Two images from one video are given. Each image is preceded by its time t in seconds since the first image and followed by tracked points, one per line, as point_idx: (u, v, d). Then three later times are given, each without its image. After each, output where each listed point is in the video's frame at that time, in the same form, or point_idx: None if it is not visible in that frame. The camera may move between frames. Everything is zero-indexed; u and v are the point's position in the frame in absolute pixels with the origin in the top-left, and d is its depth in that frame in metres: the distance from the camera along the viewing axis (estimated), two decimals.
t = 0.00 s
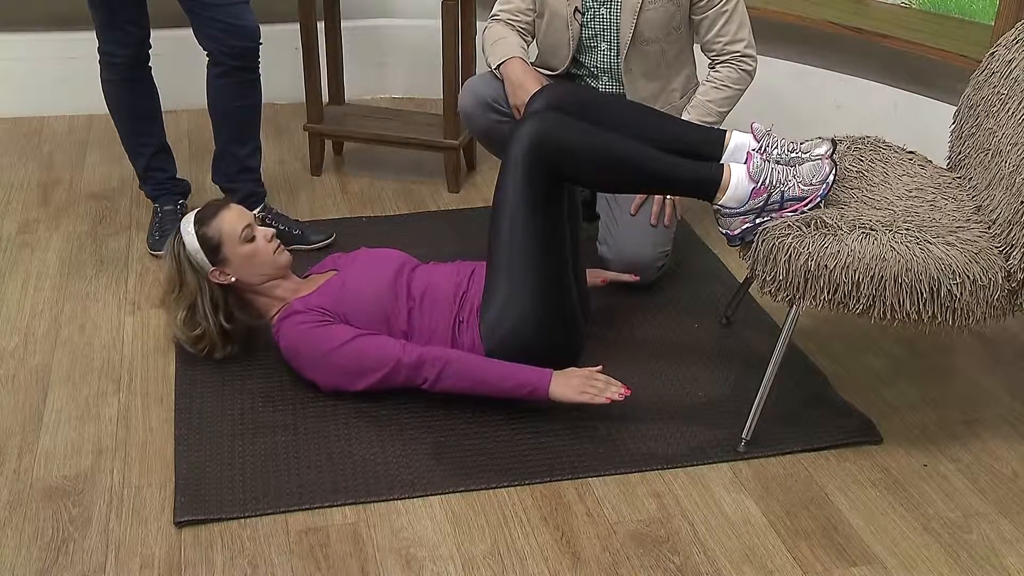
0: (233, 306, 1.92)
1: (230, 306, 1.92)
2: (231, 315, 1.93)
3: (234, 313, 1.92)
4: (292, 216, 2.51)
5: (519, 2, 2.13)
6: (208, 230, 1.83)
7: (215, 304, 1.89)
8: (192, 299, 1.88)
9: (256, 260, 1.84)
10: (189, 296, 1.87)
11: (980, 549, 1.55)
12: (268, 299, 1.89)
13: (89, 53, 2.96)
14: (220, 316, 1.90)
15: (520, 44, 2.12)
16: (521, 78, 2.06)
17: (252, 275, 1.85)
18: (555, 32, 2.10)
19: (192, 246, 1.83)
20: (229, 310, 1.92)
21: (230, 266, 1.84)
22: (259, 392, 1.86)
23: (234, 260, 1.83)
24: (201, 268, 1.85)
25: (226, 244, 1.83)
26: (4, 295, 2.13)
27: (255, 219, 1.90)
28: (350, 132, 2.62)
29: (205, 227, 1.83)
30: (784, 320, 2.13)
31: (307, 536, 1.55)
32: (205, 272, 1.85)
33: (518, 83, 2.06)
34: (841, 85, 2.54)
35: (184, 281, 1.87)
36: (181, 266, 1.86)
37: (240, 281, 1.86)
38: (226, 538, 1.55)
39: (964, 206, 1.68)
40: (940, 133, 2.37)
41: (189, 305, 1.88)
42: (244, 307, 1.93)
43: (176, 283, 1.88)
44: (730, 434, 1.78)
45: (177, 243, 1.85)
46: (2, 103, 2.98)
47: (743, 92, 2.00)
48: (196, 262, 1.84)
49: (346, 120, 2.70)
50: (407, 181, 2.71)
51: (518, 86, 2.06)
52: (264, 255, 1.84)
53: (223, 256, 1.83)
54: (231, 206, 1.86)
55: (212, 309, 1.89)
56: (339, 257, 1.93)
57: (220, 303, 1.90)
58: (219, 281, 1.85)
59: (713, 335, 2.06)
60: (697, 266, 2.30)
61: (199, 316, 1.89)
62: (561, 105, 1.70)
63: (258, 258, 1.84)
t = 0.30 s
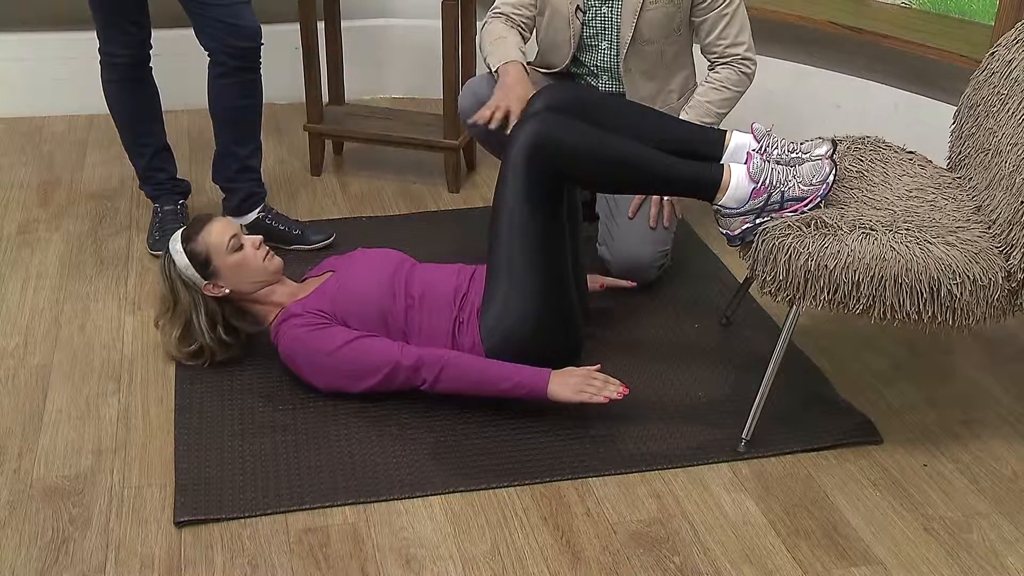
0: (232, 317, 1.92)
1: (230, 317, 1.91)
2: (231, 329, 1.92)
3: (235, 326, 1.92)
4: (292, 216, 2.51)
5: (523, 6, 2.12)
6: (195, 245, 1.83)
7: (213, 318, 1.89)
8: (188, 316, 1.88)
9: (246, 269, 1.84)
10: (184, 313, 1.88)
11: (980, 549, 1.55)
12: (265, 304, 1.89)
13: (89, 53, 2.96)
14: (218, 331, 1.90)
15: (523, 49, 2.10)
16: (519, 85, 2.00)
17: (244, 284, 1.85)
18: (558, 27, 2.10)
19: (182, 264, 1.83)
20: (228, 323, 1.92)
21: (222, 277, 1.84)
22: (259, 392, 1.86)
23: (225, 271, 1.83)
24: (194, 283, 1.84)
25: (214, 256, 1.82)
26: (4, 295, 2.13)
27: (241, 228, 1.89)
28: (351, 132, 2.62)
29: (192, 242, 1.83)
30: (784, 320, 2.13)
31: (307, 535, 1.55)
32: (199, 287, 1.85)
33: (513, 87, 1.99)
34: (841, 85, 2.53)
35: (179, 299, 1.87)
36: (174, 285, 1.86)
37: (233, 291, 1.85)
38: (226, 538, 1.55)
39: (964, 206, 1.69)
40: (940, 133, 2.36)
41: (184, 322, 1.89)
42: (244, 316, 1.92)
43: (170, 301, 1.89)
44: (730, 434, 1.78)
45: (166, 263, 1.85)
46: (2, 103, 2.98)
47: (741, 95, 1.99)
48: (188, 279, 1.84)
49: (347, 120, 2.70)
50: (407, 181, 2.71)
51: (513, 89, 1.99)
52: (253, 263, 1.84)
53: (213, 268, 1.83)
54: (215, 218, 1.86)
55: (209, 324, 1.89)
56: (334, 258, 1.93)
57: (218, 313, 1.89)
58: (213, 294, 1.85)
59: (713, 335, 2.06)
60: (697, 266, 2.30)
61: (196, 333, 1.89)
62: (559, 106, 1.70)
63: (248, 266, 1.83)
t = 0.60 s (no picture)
0: (234, 328, 1.91)
1: (231, 327, 1.91)
2: (233, 339, 1.92)
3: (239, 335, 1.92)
4: (292, 216, 2.51)
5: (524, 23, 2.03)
6: (183, 260, 1.83)
7: (213, 332, 1.89)
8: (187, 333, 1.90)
9: (236, 277, 1.84)
10: (182, 330, 1.90)
11: (980, 549, 1.55)
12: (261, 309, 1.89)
13: (89, 53, 2.96)
14: (219, 344, 1.90)
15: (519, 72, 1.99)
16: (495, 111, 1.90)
17: (238, 292, 1.85)
18: (561, 18, 2.08)
19: (173, 282, 1.83)
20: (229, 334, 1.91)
21: (215, 288, 1.84)
22: (259, 392, 1.86)
23: (216, 282, 1.84)
24: (188, 299, 1.85)
25: (203, 268, 1.83)
26: (4, 295, 2.13)
27: (227, 238, 1.89)
28: (351, 132, 2.62)
29: (179, 258, 1.84)
30: (784, 320, 2.13)
31: (306, 535, 1.55)
32: (194, 302, 1.85)
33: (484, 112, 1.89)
34: (842, 85, 2.53)
35: (176, 317, 1.89)
36: (170, 304, 1.87)
37: (228, 301, 1.86)
38: (226, 538, 1.55)
39: (963, 206, 1.68)
40: (941, 132, 2.36)
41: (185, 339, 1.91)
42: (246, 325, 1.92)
43: (168, 320, 1.90)
44: (730, 434, 1.78)
45: (159, 286, 1.86)
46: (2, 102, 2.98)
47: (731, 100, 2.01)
48: (182, 296, 1.85)
49: (347, 120, 2.70)
50: (407, 181, 2.71)
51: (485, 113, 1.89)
52: (243, 270, 1.84)
53: (204, 281, 1.84)
54: (200, 231, 1.86)
55: (209, 338, 1.89)
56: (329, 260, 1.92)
57: (218, 324, 1.89)
58: (209, 306, 1.86)
59: (713, 335, 2.06)
60: (696, 266, 2.30)
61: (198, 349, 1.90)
62: (558, 107, 1.70)
63: (239, 274, 1.84)
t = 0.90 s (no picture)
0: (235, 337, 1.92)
1: (231, 335, 1.91)
2: (235, 347, 1.92)
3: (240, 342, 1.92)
4: (292, 216, 2.51)
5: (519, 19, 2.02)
6: (174, 276, 1.84)
7: (214, 342, 1.89)
8: (187, 347, 1.89)
9: (228, 285, 1.85)
10: (182, 345, 1.90)
11: (980, 549, 1.55)
12: (259, 314, 1.89)
13: (89, 53, 2.96)
14: (221, 354, 1.90)
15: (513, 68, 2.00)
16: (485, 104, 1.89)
17: (232, 299, 1.86)
18: (554, 15, 2.08)
19: (168, 299, 1.84)
20: (230, 343, 1.91)
21: (210, 297, 1.85)
22: (259, 392, 1.85)
23: (210, 291, 1.85)
24: (186, 313, 1.86)
25: (196, 280, 1.84)
26: (4, 295, 2.13)
27: (215, 247, 1.91)
28: (351, 132, 2.62)
29: (170, 274, 1.85)
30: (784, 320, 2.13)
31: (306, 535, 1.55)
32: (192, 316, 1.86)
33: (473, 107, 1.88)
34: (841, 85, 2.53)
35: (176, 333, 1.89)
36: (168, 322, 1.88)
37: (226, 309, 1.87)
38: (226, 538, 1.55)
39: (963, 206, 1.68)
40: (941, 133, 2.36)
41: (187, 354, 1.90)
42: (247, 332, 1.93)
43: (166, 336, 1.90)
44: (730, 434, 1.78)
45: (156, 306, 1.87)
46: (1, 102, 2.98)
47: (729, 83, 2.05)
48: (178, 312, 1.86)
49: (346, 120, 2.69)
50: (407, 181, 2.71)
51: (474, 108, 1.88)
52: (235, 276, 1.85)
53: (198, 292, 1.85)
54: (188, 245, 1.88)
55: (211, 349, 1.89)
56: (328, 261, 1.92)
57: (219, 334, 1.89)
58: (209, 317, 1.86)
59: (713, 335, 2.06)
60: (696, 266, 2.30)
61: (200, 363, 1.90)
62: (558, 107, 1.70)
63: (231, 281, 1.85)
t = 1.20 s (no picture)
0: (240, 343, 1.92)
1: (234, 341, 1.91)
2: (240, 353, 1.92)
3: (242, 348, 1.92)
4: (292, 216, 2.51)
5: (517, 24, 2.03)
6: (168, 292, 1.84)
7: (218, 350, 1.89)
8: (190, 356, 1.89)
9: (221, 292, 1.84)
10: (184, 355, 1.90)
11: (979, 549, 1.55)
12: (258, 317, 1.89)
13: (89, 53, 2.96)
14: (227, 360, 1.89)
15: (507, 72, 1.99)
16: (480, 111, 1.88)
17: (229, 306, 1.86)
18: (553, 19, 2.08)
19: (167, 315, 1.85)
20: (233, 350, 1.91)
21: (207, 307, 1.85)
22: (259, 392, 1.85)
23: (205, 301, 1.84)
24: (187, 326, 1.86)
25: (189, 292, 1.84)
26: (4, 295, 2.13)
27: (205, 258, 1.90)
28: (350, 132, 2.62)
29: (164, 292, 1.85)
30: (784, 320, 2.13)
31: (306, 535, 1.55)
32: (193, 328, 1.86)
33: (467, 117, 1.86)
34: (841, 84, 2.53)
35: (178, 345, 1.89)
36: (171, 336, 1.88)
37: (225, 316, 1.86)
38: (226, 538, 1.55)
39: (963, 206, 1.68)
40: (941, 133, 2.36)
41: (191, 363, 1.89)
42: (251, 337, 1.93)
43: (167, 348, 1.90)
44: (730, 434, 1.78)
45: (157, 323, 1.89)
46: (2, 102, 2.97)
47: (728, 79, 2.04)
48: (179, 326, 1.86)
49: (346, 120, 2.69)
50: (407, 181, 2.71)
51: (468, 118, 1.86)
52: (226, 283, 1.84)
53: (195, 304, 1.84)
54: (178, 261, 1.87)
55: (215, 356, 1.89)
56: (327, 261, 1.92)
57: (222, 342, 1.89)
58: (209, 327, 1.86)
59: (713, 335, 2.06)
60: (696, 266, 2.30)
61: (205, 372, 1.89)
62: (559, 107, 1.70)
63: (224, 289, 1.84)
